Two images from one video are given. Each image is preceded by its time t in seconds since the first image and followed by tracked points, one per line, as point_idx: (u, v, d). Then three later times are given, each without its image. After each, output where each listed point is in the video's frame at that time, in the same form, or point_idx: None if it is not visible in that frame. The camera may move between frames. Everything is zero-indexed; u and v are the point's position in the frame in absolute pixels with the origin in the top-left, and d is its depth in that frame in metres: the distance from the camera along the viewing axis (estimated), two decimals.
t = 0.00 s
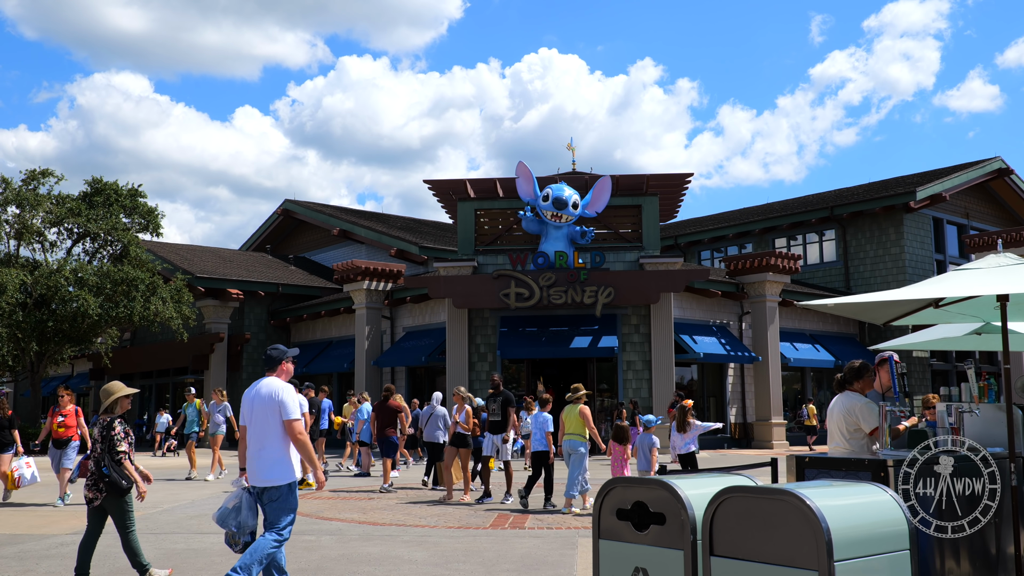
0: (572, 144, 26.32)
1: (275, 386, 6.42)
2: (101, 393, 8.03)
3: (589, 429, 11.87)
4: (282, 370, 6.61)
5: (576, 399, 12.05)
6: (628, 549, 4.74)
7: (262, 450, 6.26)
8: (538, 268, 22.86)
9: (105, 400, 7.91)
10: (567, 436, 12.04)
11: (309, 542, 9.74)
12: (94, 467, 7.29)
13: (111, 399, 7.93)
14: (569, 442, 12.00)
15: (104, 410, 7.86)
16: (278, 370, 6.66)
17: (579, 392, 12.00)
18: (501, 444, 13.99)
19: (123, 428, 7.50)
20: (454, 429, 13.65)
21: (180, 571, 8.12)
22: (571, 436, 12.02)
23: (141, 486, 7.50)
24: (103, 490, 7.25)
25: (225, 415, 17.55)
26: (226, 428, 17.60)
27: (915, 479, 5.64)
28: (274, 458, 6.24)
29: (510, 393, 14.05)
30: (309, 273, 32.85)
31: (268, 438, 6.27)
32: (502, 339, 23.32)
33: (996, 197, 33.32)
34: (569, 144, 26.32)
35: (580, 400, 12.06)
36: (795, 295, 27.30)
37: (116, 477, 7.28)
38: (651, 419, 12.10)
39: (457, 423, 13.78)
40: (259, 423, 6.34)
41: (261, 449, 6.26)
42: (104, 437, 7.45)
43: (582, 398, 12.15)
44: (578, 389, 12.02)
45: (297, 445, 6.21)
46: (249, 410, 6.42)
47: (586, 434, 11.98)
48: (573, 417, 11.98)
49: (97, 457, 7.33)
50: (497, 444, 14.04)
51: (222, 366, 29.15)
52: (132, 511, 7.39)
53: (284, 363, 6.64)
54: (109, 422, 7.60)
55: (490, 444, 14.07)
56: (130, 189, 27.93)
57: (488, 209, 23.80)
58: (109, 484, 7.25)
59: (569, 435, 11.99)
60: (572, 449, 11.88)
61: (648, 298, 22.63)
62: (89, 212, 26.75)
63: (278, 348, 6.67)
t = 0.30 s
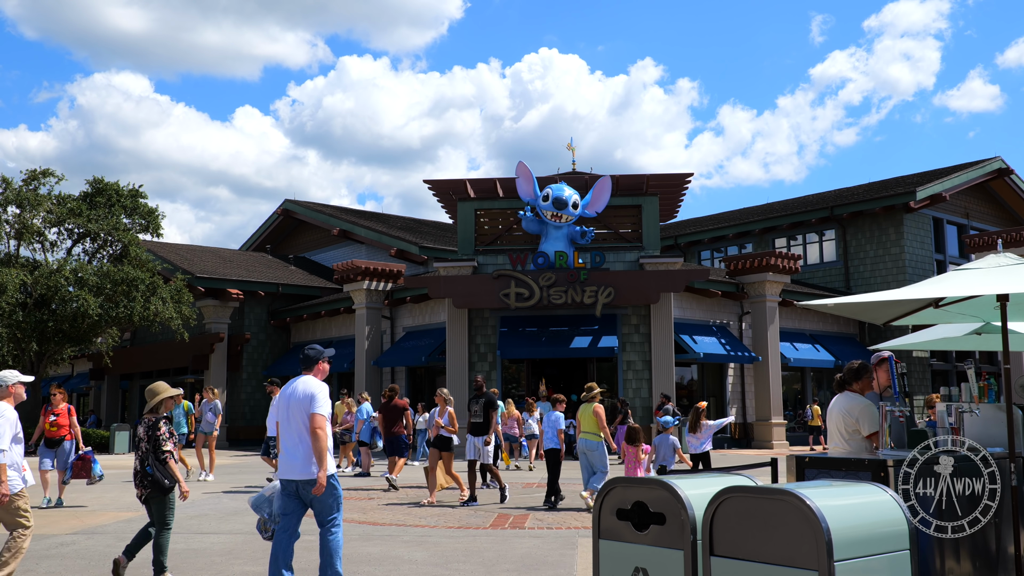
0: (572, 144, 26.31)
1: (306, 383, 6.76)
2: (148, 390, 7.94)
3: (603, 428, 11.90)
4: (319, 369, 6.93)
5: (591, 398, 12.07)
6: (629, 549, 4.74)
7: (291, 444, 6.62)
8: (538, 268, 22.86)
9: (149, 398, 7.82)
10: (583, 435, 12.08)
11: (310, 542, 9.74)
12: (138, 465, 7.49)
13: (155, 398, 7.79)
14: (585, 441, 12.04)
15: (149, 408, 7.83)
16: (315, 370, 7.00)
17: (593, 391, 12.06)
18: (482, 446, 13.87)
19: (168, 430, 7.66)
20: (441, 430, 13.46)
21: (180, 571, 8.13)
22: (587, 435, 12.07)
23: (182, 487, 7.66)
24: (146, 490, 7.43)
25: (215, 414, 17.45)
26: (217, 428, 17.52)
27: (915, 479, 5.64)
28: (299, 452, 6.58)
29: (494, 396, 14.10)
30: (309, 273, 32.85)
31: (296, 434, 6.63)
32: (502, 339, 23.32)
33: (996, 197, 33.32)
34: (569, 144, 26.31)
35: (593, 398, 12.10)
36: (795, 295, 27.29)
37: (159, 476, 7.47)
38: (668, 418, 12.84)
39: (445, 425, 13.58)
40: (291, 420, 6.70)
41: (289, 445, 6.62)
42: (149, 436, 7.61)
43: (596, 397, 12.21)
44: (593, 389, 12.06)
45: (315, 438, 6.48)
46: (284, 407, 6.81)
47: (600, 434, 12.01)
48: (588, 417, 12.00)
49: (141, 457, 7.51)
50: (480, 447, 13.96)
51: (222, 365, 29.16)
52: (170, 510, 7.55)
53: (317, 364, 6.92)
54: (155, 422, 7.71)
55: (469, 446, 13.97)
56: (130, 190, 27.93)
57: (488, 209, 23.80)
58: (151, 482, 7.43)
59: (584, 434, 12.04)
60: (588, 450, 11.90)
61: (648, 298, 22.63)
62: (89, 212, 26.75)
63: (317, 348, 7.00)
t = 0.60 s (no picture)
0: (572, 144, 26.33)
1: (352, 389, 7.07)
2: (188, 393, 8.09)
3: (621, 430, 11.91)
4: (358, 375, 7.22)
5: (608, 399, 12.08)
6: (629, 549, 4.74)
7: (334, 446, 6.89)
8: (538, 268, 22.86)
9: (189, 402, 7.96)
10: (600, 436, 12.13)
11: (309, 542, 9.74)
12: (182, 464, 7.66)
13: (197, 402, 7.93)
14: (603, 442, 12.07)
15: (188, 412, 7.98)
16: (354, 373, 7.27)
17: (611, 392, 12.02)
18: (467, 445, 13.76)
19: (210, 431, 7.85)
20: (423, 428, 13.55)
21: (180, 572, 8.12)
22: (605, 436, 12.10)
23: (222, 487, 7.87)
24: (188, 490, 7.60)
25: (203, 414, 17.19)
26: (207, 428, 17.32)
27: (915, 479, 5.64)
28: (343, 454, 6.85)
29: (480, 396, 14.04)
30: (309, 273, 32.85)
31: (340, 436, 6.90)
32: (502, 339, 23.33)
33: (996, 197, 33.31)
34: (569, 144, 26.33)
35: (611, 400, 12.08)
36: (795, 295, 27.27)
37: (203, 476, 7.65)
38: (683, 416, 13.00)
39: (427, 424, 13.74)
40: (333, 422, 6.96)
41: (334, 446, 6.89)
42: (192, 438, 7.79)
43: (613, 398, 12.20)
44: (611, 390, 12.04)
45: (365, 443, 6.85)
46: (325, 408, 7.08)
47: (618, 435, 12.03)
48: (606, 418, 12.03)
49: (185, 457, 7.68)
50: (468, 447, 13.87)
51: (222, 366, 29.15)
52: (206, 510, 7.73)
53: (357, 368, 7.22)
54: (197, 424, 7.87)
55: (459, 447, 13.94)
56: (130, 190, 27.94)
57: (488, 209, 23.80)
58: (194, 482, 7.61)
59: (602, 435, 12.07)
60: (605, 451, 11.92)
61: (648, 298, 22.62)
62: (90, 213, 26.75)
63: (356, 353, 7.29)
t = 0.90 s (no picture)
0: (572, 144, 26.36)
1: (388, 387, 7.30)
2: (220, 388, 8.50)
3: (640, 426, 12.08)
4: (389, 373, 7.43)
5: (626, 397, 12.28)
6: (628, 549, 4.74)
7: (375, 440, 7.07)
8: (538, 268, 22.86)
9: (220, 397, 8.38)
10: (618, 434, 12.29)
11: (309, 542, 9.74)
12: (219, 459, 8.08)
13: (229, 397, 8.38)
14: (622, 440, 12.24)
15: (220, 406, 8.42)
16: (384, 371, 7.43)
17: (630, 392, 12.21)
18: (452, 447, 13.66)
19: (242, 425, 8.25)
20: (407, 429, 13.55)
21: (180, 572, 8.12)
22: (623, 434, 12.24)
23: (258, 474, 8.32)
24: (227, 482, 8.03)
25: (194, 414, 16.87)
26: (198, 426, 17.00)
27: (915, 479, 5.63)
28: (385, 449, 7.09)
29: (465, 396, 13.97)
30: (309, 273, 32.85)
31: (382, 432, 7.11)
32: (502, 339, 23.33)
33: (996, 197, 33.32)
34: (569, 144, 26.36)
35: (631, 399, 12.32)
36: (795, 295, 27.27)
37: (240, 468, 8.09)
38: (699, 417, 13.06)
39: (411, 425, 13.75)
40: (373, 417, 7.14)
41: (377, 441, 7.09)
42: (225, 431, 8.20)
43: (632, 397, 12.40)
44: (627, 388, 12.26)
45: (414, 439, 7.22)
46: (358, 404, 7.20)
47: (637, 433, 12.20)
48: (625, 416, 12.23)
49: (221, 451, 8.09)
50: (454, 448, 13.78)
51: (222, 366, 29.14)
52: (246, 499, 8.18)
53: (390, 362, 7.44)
54: (229, 418, 8.29)
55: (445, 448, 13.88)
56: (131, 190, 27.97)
57: (488, 209, 23.80)
58: (232, 474, 8.03)
59: (621, 433, 12.22)
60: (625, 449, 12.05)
61: (648, 298, 22.62)
62: (90, 213, 26.76)
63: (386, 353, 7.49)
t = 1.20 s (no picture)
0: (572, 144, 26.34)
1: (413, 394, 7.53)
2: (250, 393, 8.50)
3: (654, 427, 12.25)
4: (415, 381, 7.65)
5: (641, 400, 12.35)
6: (628, 549, 4.74)
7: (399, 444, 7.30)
8: (538, 268, 22.86)
9: (253, 402, 8.42)
10: (633, 435, 12.43)
11: (309, 541, 9.74)
12: (251, 462, 8.11)
13: (261, 402, 8.42)
14: (636, 440, 12.38)
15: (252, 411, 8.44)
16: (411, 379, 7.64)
17: (643, 394, 12.33)
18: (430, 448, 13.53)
19: (275, 429, 8.26)
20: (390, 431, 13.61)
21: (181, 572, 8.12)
22: (638, 435, 12.40)
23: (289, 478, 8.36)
24: (260, 485, 8.08)
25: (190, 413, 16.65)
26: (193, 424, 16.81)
27: (915, 479, 5.62)
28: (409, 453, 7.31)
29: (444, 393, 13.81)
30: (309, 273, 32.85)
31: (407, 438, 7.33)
32: (502, 339, 23.32)
33: (996, 197, 33.31)
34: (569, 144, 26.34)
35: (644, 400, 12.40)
36: (795, 295, 27.27)
37: (271, 471, 8.12)
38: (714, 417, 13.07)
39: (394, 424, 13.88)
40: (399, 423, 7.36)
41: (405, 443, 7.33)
42: (257, 435, 8.21)
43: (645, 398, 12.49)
44: (642, 391, 12.31)
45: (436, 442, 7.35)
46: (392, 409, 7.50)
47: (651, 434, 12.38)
48: (640, 418, 12.39)
49: (254, 455, 8.11)
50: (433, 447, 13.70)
51: (222, 366, 29.14)
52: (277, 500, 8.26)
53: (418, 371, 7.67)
54: (261, 422, 8.31)
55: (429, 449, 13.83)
56: (130, 190, 27.99)
57: (488, 209, 23.80)
58: (265, 478, 8.07)
59: (635, 434, 12.39)
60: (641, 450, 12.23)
61: (648, 298, 22.62)
62: (91, 213, 26.76)
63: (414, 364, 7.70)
